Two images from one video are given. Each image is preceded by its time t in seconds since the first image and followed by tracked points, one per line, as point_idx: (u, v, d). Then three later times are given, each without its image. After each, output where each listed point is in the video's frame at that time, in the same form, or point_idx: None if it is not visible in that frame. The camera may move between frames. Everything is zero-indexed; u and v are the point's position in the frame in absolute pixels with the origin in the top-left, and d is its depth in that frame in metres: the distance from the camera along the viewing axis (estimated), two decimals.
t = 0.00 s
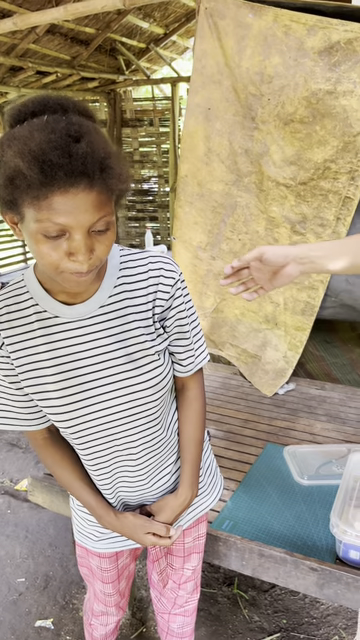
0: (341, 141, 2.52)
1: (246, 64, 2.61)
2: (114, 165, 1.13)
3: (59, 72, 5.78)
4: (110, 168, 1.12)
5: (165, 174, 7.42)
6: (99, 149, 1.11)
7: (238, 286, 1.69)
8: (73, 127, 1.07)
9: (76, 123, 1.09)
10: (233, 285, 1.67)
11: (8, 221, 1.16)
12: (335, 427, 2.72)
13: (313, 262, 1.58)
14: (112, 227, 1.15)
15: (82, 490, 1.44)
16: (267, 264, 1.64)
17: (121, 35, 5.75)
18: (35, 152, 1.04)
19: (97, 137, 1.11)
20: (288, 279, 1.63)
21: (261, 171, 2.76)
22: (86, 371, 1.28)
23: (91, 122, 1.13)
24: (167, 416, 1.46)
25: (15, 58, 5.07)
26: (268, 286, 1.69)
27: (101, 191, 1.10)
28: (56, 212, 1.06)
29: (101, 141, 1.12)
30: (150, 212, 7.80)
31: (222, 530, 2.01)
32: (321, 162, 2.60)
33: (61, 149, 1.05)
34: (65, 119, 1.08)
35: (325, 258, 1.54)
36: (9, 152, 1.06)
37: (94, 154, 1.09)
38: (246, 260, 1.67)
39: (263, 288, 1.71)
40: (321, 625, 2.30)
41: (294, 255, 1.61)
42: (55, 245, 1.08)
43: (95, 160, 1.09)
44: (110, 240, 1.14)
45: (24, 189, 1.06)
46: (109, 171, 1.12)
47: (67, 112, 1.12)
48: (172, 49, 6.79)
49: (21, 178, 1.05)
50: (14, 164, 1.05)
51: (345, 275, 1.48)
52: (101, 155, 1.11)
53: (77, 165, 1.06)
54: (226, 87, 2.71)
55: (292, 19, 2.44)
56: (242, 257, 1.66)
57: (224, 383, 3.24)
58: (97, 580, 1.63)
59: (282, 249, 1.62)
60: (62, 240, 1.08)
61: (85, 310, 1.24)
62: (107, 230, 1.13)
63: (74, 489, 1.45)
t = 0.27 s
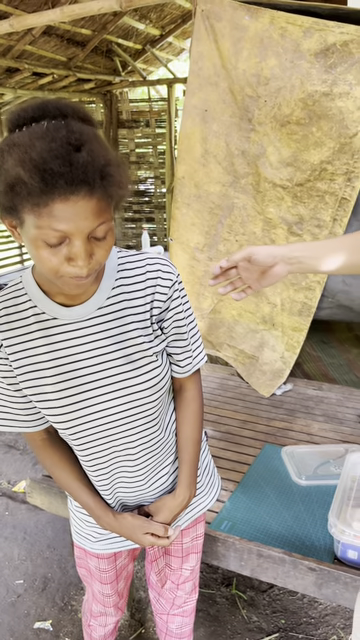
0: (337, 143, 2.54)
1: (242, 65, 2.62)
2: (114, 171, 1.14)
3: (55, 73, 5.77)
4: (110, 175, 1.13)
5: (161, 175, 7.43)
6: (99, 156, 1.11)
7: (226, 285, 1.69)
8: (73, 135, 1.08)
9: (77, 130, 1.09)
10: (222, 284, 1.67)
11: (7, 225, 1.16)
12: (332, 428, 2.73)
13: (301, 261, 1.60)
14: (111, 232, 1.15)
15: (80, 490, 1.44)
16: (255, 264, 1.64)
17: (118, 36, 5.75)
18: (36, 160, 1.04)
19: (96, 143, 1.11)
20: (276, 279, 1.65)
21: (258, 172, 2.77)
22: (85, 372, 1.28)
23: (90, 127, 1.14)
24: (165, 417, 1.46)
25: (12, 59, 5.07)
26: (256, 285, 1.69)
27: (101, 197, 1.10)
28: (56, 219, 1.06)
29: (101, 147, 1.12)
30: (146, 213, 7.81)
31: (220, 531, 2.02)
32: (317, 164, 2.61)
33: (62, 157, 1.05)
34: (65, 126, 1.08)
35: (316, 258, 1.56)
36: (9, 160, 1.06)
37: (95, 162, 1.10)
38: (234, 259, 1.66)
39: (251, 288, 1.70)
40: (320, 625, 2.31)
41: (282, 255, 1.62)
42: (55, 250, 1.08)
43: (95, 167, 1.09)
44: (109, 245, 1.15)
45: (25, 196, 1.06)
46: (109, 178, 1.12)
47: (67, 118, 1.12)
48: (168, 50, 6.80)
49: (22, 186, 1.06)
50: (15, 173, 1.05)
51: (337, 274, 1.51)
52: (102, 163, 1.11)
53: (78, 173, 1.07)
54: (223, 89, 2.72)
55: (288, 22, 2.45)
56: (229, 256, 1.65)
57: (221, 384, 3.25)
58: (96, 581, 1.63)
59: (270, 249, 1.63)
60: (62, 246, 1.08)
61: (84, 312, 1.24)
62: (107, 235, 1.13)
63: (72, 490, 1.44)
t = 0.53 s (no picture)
0: (334, 144, 2.55)
1: (239, 68, 2.64)
2: (114, 179, 1.15)
3: (52, 75, 5.78)
4: (110, 185, 1.14)
5: (158, 176, 7.44)
6: (99, 164, 1.12)
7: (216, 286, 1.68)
8: (74, 145, 1.08)
9: (77, 140, 1.09)
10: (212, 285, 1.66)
11: (6, 229, 1.17)
12: (330, 428, 2.74)
13: (290, 263, 1.63)
14: (110, 238, 1.16)
15: (78, 490, 1.44)
16: (244, 265, 1.65)
17: (114, 38, 5.76)
18: (37, 171, 1.05)
19: (96, 152, 1.12)
20: (266, 280, 1.66)
21: (254, 174, 2.78)
22: (83, 374, 1.28)
23: (89, 133, 1.14)
24: (162, 418, 1.47)
25: (8, 61, 5.07)
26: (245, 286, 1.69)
27: (101, 206, 1.11)
28: (56, 227, 1.07)
29: (101, 155, 1.13)
30: (143, 215, 7.82)
31: (219, 532, 2.02)
32: (314, 166, 2.63)
33: (63, 168, 1.06)
34: (66, 136, 1.09)
35: (306, 259, 1.59)
36: (9, 169, 1.06)
37: (95, 171, 1.11)
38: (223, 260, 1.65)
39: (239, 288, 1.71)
40: (318, 625, 2.31)
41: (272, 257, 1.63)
42: (54, 257, 1.09)
43: (96, 177, 1.10)
44: (109, 251, 1.16)
45: (25, 205, 1.07)
46: (109, 188, 1.13)
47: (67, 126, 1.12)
48: (165, 52, 6.81)
49: (23, 195, 1.06)
50: (15, 182, 1.06)
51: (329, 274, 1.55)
52: (102, 173, 1.12)
53: (79, 184, 1.08)
54: (220, 91, 2.73)
55: (284, 24, 2.47)
56: (219, 257, 1.64)
57: (219, 385, 3.25)
58: (94, 581, 1.63)
59: (259, 250, 1.64)
60: (62, 253, 1.09)
61: (82, 314, 1.25)
62: (106, 241, 1.14)
63: (71, 491, 1.44)
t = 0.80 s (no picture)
0: (330, 147, 2.56)
1: (235, 71, 2.65)
2: (113, 189, 1.16)
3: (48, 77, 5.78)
4: (109, 194, 1.14)
5: (154, 178, 7.45)
6: (99, 174, 1.13)
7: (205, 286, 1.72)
8: (74, 155, 1.09)
9: (76, 150, 1.10)
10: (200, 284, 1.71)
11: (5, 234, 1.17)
12: (327, 429, 2.75)
13: (278, 263, 1.63)
14: (109, 244, 1.17)
15: (77, 491, 1.44)
16: (233, 265, 1.69)
17: (110, 40, 5.77)
18: (36, 181, 1.05)
19: (96, 162, 1.13)
20: (254, 280, 1.69)
21: (251, 176, 2.79)
22: (82, 376, 1.29)
23: (89, 142, 1.15)
24: (160, 419, 1.47)
25: (4, 63, 5.07)
26: (234, 284, 1.74)
27: (100, 215, 1.12)
28: (55, 234, 1.08)
29: (100, 165, 1.13)
30: (140, 216, 7.84)
31: (218, 532, 2.03)
32: (310, 168, 2.64)
33: (62, 178, 1.07)
34: (65, 145, 1.09)
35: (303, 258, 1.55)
36: (9, 178, 1.07)
37: (94, 181, 1.11)
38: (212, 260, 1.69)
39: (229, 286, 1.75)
40: (316, 625, 2.33)
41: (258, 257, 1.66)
42: (53, 263, 1.10)
43: (95, 187, 1.11)
44: (107, 256, 1.17)
45: (24, 213, 1.07)
46: (109, 197, 1.14)
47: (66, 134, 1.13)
48: (161, 54, 6.83)
49: (22, 204, 1.07)
50: (15, 192, 1.07)
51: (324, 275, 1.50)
52: (101, 182, 1.12)
53: (78, 194, 1.08)
54: (216, 94, 2.75)
55: (281, 27, 2.48)
56: (208, 257, 1.68)
57: (217, 386, 3.26)
58: (93, 582, 1.63)
59: (248, 251, 1.67)
60: (61, 260, 1.10)
61: (80, 316, 1.25)
62: (104, 247, 1.15)
63: (69, 491, 1.45)
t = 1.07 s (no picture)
0: (326, 149, 2.58)
1: (232, 74, 2.66)
2: (111, 198, 1.16)
3: (45, 79, 5.78)
4: (107, 203, 1.15)
5: (151, 180, 7.47)
6: (97, 184, 1.13)
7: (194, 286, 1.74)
8: (72, 165, 1.09)
9: (75, 159, 1.10)
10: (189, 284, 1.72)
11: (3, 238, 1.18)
12: (324, 430, 2.77)
13: (267, 263, 1.68)
14: (106, 250, 1.18)
15: (75, 493, 1.44)
16: (223, 265, 1.71)
17: (107, 43, 5.78)
18: (35, 191, 1.06)
19: (94, 171, 1.13)
20: (243, 280, 1.74)
21: (248, 178, 2.80)
22: (79, 379, 1.29)
23: (87, 150, 1.15)
24: (157, 421, 1.48)
25: (1, 65, 5.08)
26: (221, 284, 1.76)
27: (98, 223, 1.13)
28: (53, 242, 1.09)
29: (98, 175, 1.14)
30: (137, 218, 7.88)
31: (216, 533, 2.04)
32: (306, 170, 2.66)
33: (60, 189, 1.07)
34: (64, 155, 1.09)
35: (294, 258, 1.62)
36: (7, 187, 1.08)
37: (92, 191, 1.12)
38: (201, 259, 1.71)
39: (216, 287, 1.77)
40: (314, 626, 2.34)
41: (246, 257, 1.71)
42: (51, 269, 1.11)
43: (93, 197, 1.11)
44: (104, 262, 1.18)
45: (23, 222, 1.08)
46: (107, 206, 1.14)
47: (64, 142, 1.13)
48: (157, 56, 6.84)
49: (20, 212, 1.08)
50: (14, 201, 1.08)
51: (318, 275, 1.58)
52: (99, 192, 1.13)
53: (77, 205, 1.09)
54: (213, 96, 2.76)
55: (277, 31, 2.50)
56: (197, 257, 1.70)
57: (214, 387, 3.27)
58: (91, 583, 1.63)
59: (237, 250, 1.72)
60: (59, 266, 1.11)
61: (78, 319, 1.26)
62: (101, 254, 1.16)
63: (68, 493, 1.45)
